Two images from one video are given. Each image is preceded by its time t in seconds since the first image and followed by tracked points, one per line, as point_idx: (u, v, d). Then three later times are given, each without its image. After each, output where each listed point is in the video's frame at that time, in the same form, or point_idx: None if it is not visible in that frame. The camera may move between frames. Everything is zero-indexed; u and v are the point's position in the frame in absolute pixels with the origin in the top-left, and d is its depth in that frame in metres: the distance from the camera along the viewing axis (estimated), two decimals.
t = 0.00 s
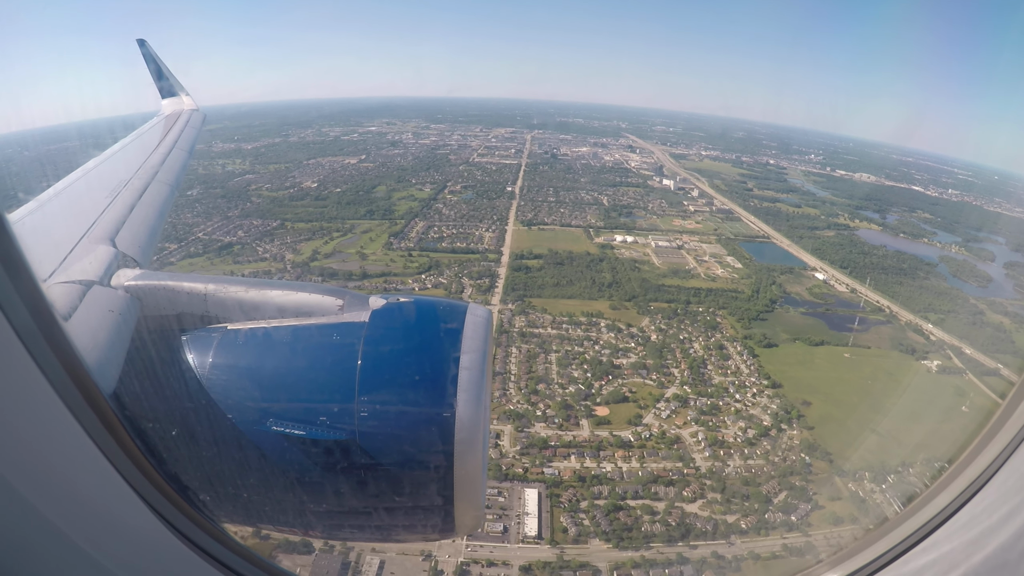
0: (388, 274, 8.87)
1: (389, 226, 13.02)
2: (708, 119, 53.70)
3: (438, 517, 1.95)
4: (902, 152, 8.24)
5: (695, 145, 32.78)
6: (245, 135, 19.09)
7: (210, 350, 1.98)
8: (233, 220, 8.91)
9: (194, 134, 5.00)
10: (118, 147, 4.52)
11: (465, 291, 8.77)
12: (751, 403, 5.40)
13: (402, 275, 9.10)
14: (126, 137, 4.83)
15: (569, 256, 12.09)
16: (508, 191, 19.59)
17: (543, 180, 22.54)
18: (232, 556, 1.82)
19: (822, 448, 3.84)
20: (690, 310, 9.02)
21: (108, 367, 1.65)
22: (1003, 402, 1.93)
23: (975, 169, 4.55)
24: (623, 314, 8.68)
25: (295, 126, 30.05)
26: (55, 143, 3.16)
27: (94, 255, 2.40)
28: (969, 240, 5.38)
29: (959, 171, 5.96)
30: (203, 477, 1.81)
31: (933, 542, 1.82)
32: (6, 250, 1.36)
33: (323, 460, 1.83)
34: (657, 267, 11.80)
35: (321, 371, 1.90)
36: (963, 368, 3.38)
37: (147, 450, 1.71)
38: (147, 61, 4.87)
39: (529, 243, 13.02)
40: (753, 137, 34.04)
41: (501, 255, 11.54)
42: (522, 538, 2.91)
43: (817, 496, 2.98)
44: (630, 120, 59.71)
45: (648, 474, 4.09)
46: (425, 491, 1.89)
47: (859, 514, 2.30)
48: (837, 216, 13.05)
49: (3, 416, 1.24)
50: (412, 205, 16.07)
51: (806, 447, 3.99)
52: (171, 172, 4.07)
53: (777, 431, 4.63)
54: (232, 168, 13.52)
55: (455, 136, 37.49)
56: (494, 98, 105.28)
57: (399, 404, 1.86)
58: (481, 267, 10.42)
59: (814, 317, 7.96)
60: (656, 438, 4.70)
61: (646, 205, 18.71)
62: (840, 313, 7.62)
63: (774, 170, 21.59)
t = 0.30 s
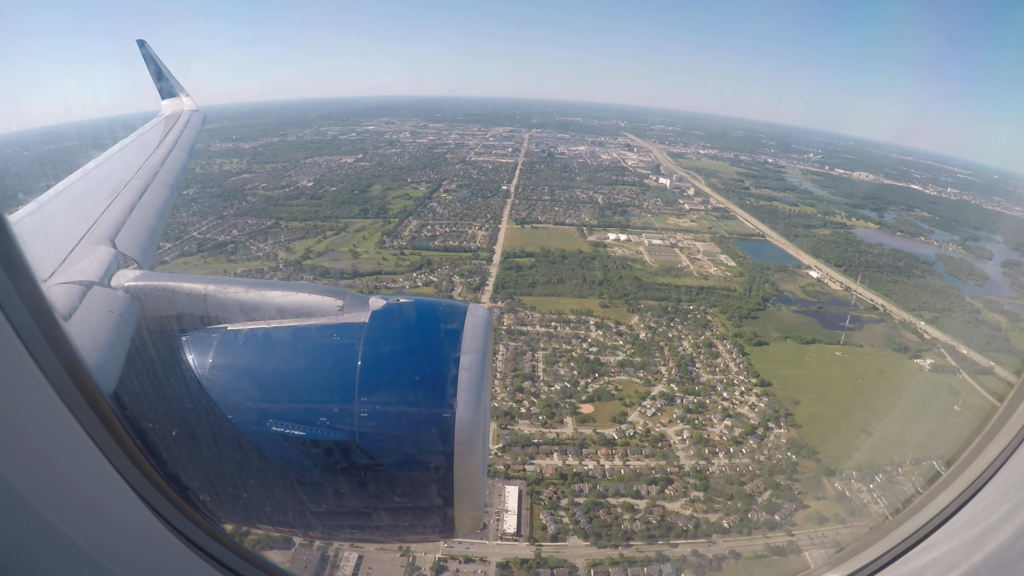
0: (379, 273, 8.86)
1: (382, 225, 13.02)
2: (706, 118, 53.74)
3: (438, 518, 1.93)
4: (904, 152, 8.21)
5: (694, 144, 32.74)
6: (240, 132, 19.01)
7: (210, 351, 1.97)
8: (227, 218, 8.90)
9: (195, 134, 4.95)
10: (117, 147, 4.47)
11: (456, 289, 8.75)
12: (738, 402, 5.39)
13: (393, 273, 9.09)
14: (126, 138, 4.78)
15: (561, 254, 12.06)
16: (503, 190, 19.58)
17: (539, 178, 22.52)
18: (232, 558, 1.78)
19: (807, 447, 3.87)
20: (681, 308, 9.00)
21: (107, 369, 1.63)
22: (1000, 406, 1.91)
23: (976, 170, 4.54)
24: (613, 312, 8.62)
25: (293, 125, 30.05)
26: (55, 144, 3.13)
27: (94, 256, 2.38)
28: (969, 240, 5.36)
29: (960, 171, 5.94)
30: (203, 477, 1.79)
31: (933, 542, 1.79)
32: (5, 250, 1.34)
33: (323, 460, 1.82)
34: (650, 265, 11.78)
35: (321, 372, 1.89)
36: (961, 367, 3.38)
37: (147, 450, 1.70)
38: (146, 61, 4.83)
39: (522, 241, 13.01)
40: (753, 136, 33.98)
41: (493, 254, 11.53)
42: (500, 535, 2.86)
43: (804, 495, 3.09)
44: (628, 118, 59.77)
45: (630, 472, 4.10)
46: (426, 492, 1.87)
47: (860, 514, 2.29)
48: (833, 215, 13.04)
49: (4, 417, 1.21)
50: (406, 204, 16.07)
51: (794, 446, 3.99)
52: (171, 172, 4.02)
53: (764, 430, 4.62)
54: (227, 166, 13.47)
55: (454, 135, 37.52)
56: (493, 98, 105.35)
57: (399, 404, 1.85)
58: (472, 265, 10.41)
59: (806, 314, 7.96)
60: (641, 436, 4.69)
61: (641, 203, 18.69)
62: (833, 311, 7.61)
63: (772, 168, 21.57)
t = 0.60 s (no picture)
0: (371, 271, 8.86)
1: (375, 223, 13.03)
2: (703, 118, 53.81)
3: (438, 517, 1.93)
4: (905, 151, 8.17)
5: (692, 142, 32.74)
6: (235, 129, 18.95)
7: (210, 350, 1.95)
8: (221, 216, 8.88)
9: (195, 134, 4.92)
10: (117, 147, 4.44)
11: (446, 287, 8.74)
12: (725, 400, 5.37)
13: (384, 271, 9.09)
14: (127, 138, 4.74)
15: (553, 251, 12.05)
16: (498, 188, 19.58)
17: (535, 177, 22.52)
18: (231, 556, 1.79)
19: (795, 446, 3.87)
20: (672, 306, 9.00)
21: (108, 367, 1.62)
22: (999, 408, 1.91)
23: (976, 170, 4.53)
24: (602, 310, 8.54)
25: (290, 123, 30.04)
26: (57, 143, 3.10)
27: (94, 255, 2.36)
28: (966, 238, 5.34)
29: (959, 169, 5.91)
30: (203, 477, 1.78)
31: (934, 541, 1.77)
32: (6, 249, 1.33)
33: (323, 459, 1.81)
34: (642, 263, 11.76)
35: (321, 372, 1.88)
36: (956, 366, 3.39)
37: (147, 449, 1.69)
38: (146, 61, 4.80)
39: (515, 239, 13.02)
40: (752, 134, 33.83)
41: (485, 252, 11.53)
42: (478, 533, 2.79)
43: (786, 494, 3.11)
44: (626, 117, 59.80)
45: (613, 470, 4.07)
46: (425, 491, 1.87)
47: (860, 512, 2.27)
48: (827, 213, 13.06)
49: (5, 418, 1.21)
50: (401, 202, 16.07)
51: (780, 446, 4.01)
52: (172, 171, 3.99)
53: (750, 429, 4.60)
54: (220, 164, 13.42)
55: (452, 134, 37.50)
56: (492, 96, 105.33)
57: (399, 404, 1.83)
58: (464, 263, 10.40)
59: (798, 312, 7.97)
60: (625, 434, 4.65)
61: (636, 201, 18.68)
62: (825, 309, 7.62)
63: (770, 167, 21.56)
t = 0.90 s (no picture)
0: (363, 270, 8.86)
1: (369, 222, 13.02)
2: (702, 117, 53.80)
3: (439, 515, 1.92)
4: (903, 150, 8.12)
5: (689, 142, 32.73)
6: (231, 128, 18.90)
7: (210, 348, 1.93)
8: (216, 215, 8.85)
9: (195, 133, 4.90)
10: (118, 145, 4.43)
11: (437, 286, 8.74)
12: (712, 399, 5.38)
13: (376, 270, 9.08)
14: (127, 137, 4.73)
15: (546, 250, 12.04)
16: (493, 187, 19.58)
17: (531, 176, 22.52)
18: (237, 557, 1.78)
19: (780, 446, 3.91)
20: (662, 304, 8.99)
21: (109, 365, 1.60)
22: (996, 409, 1.89)
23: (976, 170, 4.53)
24: (591, 308, 8.48)
25: (286, 122, 30.01)
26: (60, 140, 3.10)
27: (94, 253, 2.36)
28: (962, 237, 5.33)
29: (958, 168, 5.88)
30: (203, 474, 1.78)
31: (935, 539, 1.76)
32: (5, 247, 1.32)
33: (323, 457, 1.81)
34: (635, 261, 11.75)
35: (322, 369, 1.88)
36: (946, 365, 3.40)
37: (147, 447, 1.68)
38: (146, 58, 4.77)
39: (508, 238, 13.02)
40: (749, 134, 33.75)
41: (477, 250, 11.53)
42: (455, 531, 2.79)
43: (772, 494, 3.14)
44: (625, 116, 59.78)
45: (594, 468, 4.03)
46: (426, 489, 1.86)
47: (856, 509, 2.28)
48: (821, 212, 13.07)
49: (5, 415, 1.19)
50: (395, 201, 16.08)
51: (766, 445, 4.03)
52: (172, 169, 3.99)
53: (735, 428, 4.61)
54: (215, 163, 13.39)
55: (450, 133, 37.52)
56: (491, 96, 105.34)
57: (399, 401, 1.84)
58: (456, 262, 10.40)
59: (790, 311, 7.98)
60: (609, 432, 4.58)
61: (631, 200, 18.68)
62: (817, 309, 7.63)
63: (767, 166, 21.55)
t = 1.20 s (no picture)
0: (354, 269, 8.87)
1: (362, 222, 13.02)
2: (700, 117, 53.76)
3: (438, 511, 1.92)
4: (901, 150, 8.10)
5: (688, 142, 32.68)
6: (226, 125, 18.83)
7: (210, 346, 1.94)
8: (211, 216, 8.83)
9: (195, 131, 4.88)
10: (117, 143, 4.42)
11: (428, 285, 8.74)
12: (698, 399, 5.33)
13: (368, 269, 9.09)
14: (127, 135, 4.72)
15: (538, 250, 12.02)
16: (488, 187, 19.58)
17: (526, 176, 22.52)
18: (241, 554, 1.79)
19: (767, 446, 3.88)
20: (652, 304, 8.97)
21: (109, 363, 1.61)
22: (992, 412, 1.87)
23: (975, 168, 4.53)
24: (581, 308, 8.44)
25: (282, 121, 29.97)
26: (60, 138, 3.09)
27: (94, 250, 2.35)
28: (959, 237, 5.32)
29: (957, 167, 5.87)
30: (203, 471, 1.79)
31: (936, 537, 1.75)
32: (6, 244, 1.32)
33: (323, 455, 1.81)
34: (627, 261, 11.75)
35: (322, 367, 1.87)
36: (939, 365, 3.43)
37: (148, 444, 1.68)
38: (146, 56, 4.76)
39: (501, 238, 13.03)
40: (748, 134, 33.72)
41: (469, 250, 11.52)
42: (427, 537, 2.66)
43: (755, 495, 3.18)
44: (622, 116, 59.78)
45: (576, 468, 3.92)
46: (426, 487, 1.86)
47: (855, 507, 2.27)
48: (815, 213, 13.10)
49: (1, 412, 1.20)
50: (390, 201, 16.09)
51: (753, 445, 4.00)
52: (172, 167, 3.99)
53: (721, 427, 4.60)
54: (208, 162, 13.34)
55: (447, 133, 37.52)
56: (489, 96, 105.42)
57: (399, 399, 1.83)
58: (447, 261, 10.41)
59: (782, 310, 8.00)
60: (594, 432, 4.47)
61: (626, 199, 18.67)
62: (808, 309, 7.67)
63: (765, 166, 21.55)
